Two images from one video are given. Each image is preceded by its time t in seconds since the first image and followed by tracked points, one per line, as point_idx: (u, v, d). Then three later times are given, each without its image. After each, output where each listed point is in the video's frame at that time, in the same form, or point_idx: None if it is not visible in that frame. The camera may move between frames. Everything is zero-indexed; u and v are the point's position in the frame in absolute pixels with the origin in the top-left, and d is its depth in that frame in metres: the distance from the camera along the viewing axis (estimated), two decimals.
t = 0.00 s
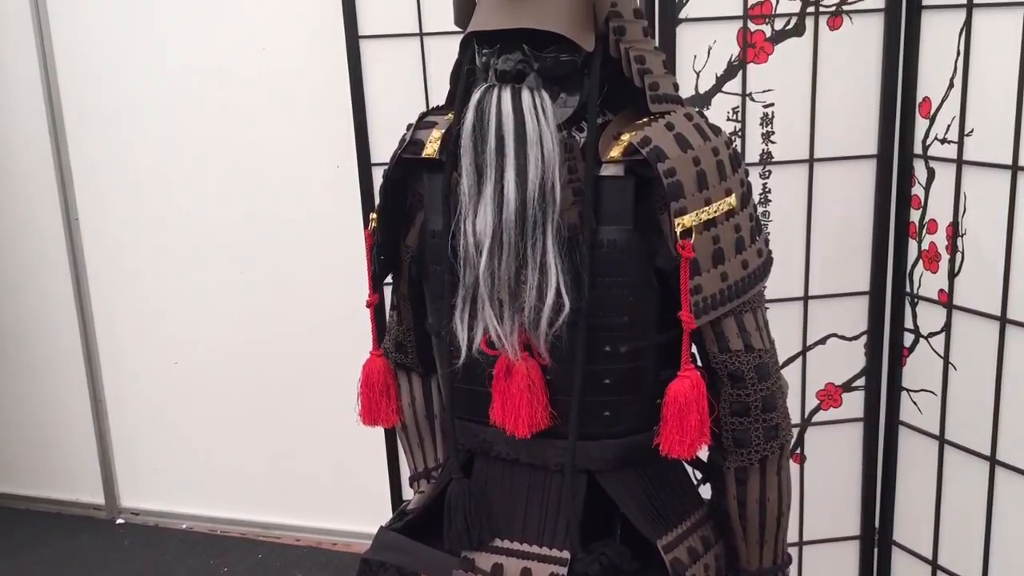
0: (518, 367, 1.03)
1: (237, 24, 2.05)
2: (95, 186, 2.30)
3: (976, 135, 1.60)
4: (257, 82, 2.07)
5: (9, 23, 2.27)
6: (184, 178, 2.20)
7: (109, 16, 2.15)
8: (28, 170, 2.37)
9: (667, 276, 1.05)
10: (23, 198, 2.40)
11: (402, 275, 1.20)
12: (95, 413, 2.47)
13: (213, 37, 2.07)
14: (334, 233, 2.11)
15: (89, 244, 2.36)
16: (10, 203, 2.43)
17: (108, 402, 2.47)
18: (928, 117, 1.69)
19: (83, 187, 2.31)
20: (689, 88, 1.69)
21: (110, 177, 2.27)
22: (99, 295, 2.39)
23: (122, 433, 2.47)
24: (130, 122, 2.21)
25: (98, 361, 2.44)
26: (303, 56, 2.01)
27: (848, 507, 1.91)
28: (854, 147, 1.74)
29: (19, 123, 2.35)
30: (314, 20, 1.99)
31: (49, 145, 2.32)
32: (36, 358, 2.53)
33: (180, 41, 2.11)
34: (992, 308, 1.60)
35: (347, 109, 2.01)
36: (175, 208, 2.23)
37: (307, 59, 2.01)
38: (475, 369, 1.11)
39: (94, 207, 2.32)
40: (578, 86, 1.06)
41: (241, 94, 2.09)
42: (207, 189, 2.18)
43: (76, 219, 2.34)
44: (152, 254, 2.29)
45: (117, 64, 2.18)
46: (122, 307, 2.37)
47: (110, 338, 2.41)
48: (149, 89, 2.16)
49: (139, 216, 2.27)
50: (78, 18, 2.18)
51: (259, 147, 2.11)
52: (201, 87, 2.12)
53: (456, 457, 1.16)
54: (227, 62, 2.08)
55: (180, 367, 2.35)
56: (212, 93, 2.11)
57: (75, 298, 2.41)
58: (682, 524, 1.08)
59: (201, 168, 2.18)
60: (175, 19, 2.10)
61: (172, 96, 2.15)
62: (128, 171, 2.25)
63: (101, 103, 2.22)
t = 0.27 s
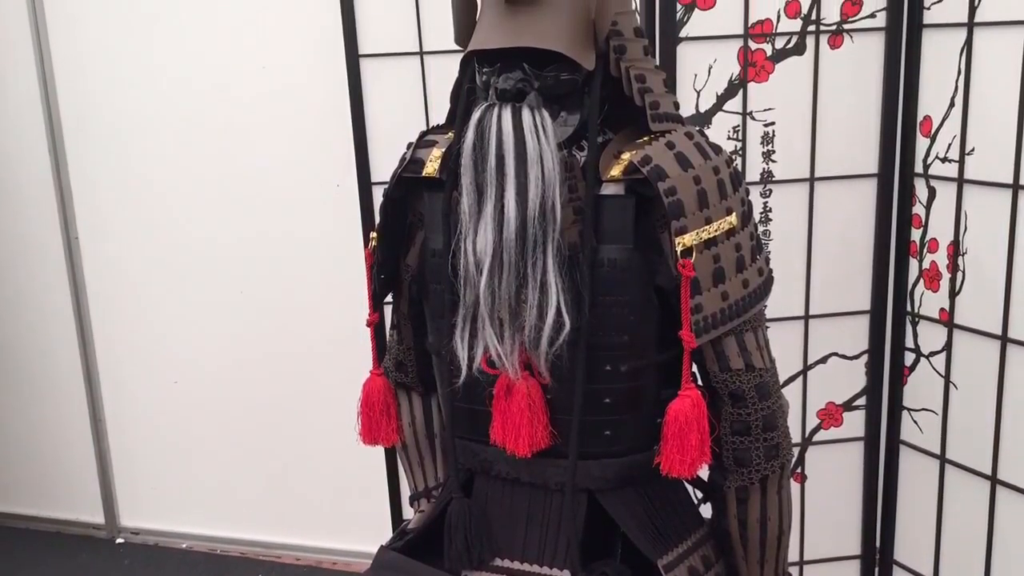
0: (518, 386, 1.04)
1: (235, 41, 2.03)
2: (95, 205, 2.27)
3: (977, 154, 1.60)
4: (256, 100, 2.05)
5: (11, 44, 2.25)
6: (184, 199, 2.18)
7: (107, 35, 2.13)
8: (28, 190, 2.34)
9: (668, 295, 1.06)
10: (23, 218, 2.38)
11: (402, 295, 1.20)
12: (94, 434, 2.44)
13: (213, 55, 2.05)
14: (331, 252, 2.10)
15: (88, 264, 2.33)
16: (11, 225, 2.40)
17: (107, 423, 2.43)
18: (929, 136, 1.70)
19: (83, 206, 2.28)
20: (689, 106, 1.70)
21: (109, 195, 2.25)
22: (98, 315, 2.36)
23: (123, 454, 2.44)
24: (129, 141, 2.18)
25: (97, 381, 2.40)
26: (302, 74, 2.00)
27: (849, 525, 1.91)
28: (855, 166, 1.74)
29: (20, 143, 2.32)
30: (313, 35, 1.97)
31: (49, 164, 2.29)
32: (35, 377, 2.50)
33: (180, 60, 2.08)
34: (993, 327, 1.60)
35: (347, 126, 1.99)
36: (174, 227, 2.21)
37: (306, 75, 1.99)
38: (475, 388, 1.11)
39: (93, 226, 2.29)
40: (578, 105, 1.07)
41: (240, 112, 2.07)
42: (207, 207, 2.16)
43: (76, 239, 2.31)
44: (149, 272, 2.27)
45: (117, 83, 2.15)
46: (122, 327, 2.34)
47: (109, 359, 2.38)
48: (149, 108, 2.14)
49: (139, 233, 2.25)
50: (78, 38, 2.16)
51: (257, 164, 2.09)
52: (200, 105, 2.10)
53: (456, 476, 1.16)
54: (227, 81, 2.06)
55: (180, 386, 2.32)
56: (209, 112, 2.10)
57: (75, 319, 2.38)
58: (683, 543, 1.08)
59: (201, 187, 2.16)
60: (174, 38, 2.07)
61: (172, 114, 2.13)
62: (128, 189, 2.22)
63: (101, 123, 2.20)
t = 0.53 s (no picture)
0: (519, 406, 1.04)
1: (234, 62, 2.02)
2: (94, 225, 2.25)
3: (978, 172, 1.61)
4: (256, 121, 2.05)
5: (12, 65, 2.22)
6: (184, 219, 2.17)
7: (105, 54, 2.11)
8: (27, 211, 2.32)
9: (670, 314, 1.06)
10: (24, 238, 2.35)
11: (403, 313, 1.21)
12: (95, 456, 2.42)
13: (212, 74, 2.04)
14: (331, 270, 2.10)
15: (88, 285, 2.31)
16: (10, 246, 2.37)
17: (106, 445, 2.42)
18: (930, 154, 1.70)
19: (84, 227, 2.26)
20: (690, 125, 1.71)
21: (110, 216, 2.23)
22: (99, 336, 2.34)
23: (124, 475, 2.42)
24: (129, 161, 2.17)
25: (97, 403, 2.38)
26: (302, 94, 2.00)
27: (851, 543, 1.91)
28: (855, 185, 1.75)
29: (20, 164, 2.29)
30: (314, 53, 1.97)
31: (49, 185, 2.27)
32: (34, 398, 2.47)
33: (180, 79, 2.07)
34: (994, 346, 1.61)
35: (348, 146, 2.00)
36: (173, 246, 2.20)
37: (306, 93, 1.99)
38: (475, 407, 1.11)
39: (94, 246, 2.27)
40: (578, 124, 1.07)
41: (240, 133, 2.07)
42: (207, 227, 2.16)
43: (77, 260, 2.29)
44: (149, 292, 2.25)
45: (116, 103, 2.14)
46: (122, 347, 2.32)
47: (109, 380, 2.36)
48: (148, 129, 2.13)
49: (137, 254, 2.23)
50: (78, 56, 2.14)
51: (257, 184, 2.09)
52: (198, 126, 2.09)
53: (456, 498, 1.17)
54: (227, 100, 2.05)
55: (180, 406, 2.31)
56: (208, 132, 2.09)
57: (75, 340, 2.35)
58: (683, 562, 1.08)
59: (201, 208, 2.15)
60: (173, 58, 2.06)
61: (171, 134, 2.12)
62: (127, 210, 2.21)
63: (101, 143, 2.18)
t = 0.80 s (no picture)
0: (519, 425, 1.04)
1: (235, 81, 2.03)
2: (95, 244, 2.25)
3: (979, 191, 1.61)
4: (257, 141, 2.06)
5: (13, 83, 2.22)
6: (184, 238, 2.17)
7: (105, 72, 2.11)
8: (28, 229, 2.33)
9: (670, 333, 1.06)
10: (25, 256, 2.36)
11: (404, 333, 1.21)
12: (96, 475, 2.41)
13: (212, 93, 2.05)
14: (332, 289, 2.10)
15: (88, 303, 2.30)
16: (11, 264, 2.38)
17: (107, 463, 2.41)
18: (931, 173, 1.70)
19: (84, 246, 2.26)
20: (689, 142, 1.72)
21: (110, 234, 2.23)
22: (99, 355, 2.33)
23: (123, 493, 2.41)
24: (129, 179, 2.17)
25: (96, 420, 2.38)
26: (303, 114, 2.00)
27: (852, 562, 1.91)
28: (855, 204, 1.75)
29: (21, 182, 2.29)
30: (314, 71, 1.98)
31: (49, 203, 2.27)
32: (34, 415, 2.47)
33: (180, 99, 2.08)
34: (995, 366, 1.60)
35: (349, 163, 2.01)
36: (173, 265, 2.20)
37: (307, 111, 2.00)
38: (475, 426, 1.11)
39: (95, 264, 2.27)
40: (579, 142, 1.08)
41: (240, 152, 2.07)
42: (207, 246, 2.16)
43: (77, 279, 2.29)
44: (149, 311, 2.25)
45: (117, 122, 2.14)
46: (122, 366, 2.32)
47: (109, 399, 2.36)
48: (149, 148, 2.14)
49: (138, 272, 2.23)
50: (78, 75, 2.14)
51: (258, 203, 2.09)
52: (199, 145, 2.10)
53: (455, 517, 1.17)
54: (228, 118, 2.06)
55: (180, 424, 2.31)
56: (209, 151, 2.10)
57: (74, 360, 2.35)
58: None
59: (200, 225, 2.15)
60: (173, 77, 2.07)
61: (172, 153, 2.12)
62: (128, 228, 2.21)
63: (102, 162, 2.18)
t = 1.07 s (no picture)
0: (520, 444, 1.04)
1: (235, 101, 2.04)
2: (94, 263, 2.25)
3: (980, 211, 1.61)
4: (258, 160, 2.06)
5: (10, 102, 2.22)
6: (185, 257, 2.18)
7: (105, 91, 2.11)
8: (26, 247, 2.32)
9: (671, 352, 1.06)
10: (25, 274, 2.34)
11: (404, 351, 1.22)
12: (95, 495, 2.40)
13: (212, 113, 2.06)
14: (333, 307, 2.11)
15: (89, 319, 2.29)
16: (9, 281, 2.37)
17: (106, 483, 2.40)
18: (932, 192, 1.71)
19: (85, 265, 2.25)
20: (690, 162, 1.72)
21: (110, 254, 2.23)
22: (100, 372, 2.32)
23: (122, 513, 2.40)
24: (129, 199, 2.17)
25: (95, 440, 2.36)
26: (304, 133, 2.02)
27: None
28: (854, 222, 1.76)
29: (20, 199, 2.28)
30: (315, 90, 1.99)
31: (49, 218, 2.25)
32: (34, 434, 2.46)
33: (181, 118, 2.08)
34: (996, 385, 1.60)
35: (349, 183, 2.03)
36: (174, 284, 2.20)
37: (308, 131, 2.01)
38: (476, 445, 1.12)
39: (95, 281, 2.26)
40: (580, 161, 1.09)
41: (241, 172, 2.08)
42: (208, 264, 2.16)
43: (76, 295, 2.27)
44: (148, 330, 2.25)
45: (117, 141, 2.14)
46: (122, 386, 2.31)
47: (109, 418, 2.35)
48: (149, 167, 2.13)
49: (137, 291, 2.23)
50: (77, 94, 2.13)
51: (259, 222, 2.10)
52: (200, 164, 2.10)
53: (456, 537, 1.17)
54: (229, 137, 2.07)
55: (180, 443, 2.30)
56: (209, 171, 2.10)
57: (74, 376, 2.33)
58: None
59: (201, 244, 2.16)
60: (173, 97, 2.07)
61: (173, 172, 2.13)
62: (128, 246, 2.21)
63: (102, 181, 2.18)
